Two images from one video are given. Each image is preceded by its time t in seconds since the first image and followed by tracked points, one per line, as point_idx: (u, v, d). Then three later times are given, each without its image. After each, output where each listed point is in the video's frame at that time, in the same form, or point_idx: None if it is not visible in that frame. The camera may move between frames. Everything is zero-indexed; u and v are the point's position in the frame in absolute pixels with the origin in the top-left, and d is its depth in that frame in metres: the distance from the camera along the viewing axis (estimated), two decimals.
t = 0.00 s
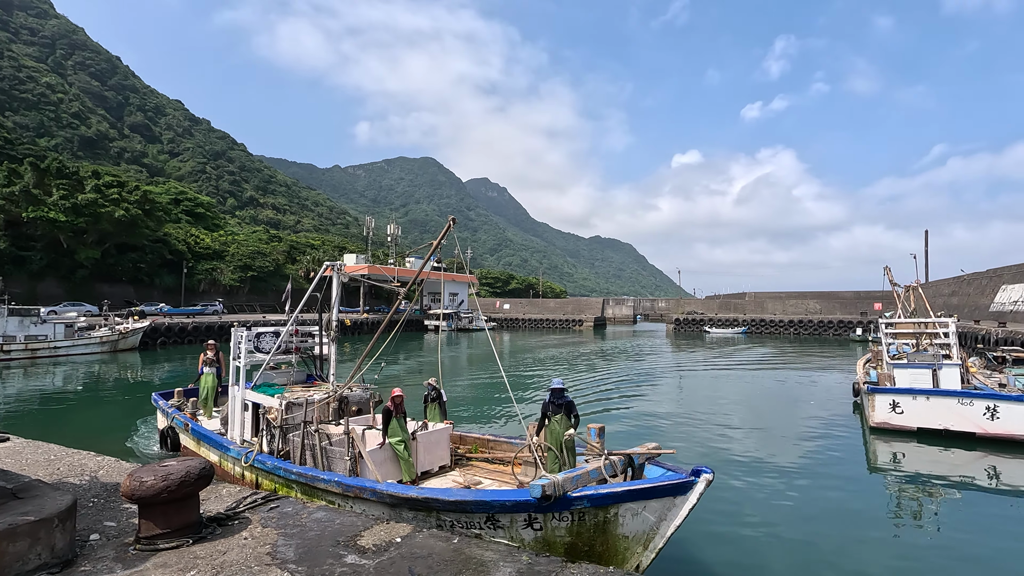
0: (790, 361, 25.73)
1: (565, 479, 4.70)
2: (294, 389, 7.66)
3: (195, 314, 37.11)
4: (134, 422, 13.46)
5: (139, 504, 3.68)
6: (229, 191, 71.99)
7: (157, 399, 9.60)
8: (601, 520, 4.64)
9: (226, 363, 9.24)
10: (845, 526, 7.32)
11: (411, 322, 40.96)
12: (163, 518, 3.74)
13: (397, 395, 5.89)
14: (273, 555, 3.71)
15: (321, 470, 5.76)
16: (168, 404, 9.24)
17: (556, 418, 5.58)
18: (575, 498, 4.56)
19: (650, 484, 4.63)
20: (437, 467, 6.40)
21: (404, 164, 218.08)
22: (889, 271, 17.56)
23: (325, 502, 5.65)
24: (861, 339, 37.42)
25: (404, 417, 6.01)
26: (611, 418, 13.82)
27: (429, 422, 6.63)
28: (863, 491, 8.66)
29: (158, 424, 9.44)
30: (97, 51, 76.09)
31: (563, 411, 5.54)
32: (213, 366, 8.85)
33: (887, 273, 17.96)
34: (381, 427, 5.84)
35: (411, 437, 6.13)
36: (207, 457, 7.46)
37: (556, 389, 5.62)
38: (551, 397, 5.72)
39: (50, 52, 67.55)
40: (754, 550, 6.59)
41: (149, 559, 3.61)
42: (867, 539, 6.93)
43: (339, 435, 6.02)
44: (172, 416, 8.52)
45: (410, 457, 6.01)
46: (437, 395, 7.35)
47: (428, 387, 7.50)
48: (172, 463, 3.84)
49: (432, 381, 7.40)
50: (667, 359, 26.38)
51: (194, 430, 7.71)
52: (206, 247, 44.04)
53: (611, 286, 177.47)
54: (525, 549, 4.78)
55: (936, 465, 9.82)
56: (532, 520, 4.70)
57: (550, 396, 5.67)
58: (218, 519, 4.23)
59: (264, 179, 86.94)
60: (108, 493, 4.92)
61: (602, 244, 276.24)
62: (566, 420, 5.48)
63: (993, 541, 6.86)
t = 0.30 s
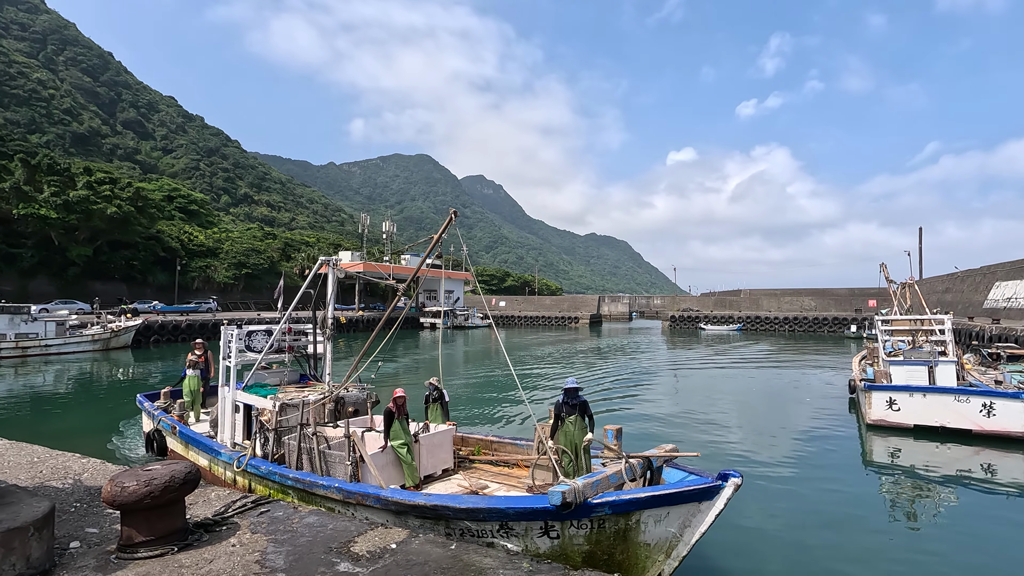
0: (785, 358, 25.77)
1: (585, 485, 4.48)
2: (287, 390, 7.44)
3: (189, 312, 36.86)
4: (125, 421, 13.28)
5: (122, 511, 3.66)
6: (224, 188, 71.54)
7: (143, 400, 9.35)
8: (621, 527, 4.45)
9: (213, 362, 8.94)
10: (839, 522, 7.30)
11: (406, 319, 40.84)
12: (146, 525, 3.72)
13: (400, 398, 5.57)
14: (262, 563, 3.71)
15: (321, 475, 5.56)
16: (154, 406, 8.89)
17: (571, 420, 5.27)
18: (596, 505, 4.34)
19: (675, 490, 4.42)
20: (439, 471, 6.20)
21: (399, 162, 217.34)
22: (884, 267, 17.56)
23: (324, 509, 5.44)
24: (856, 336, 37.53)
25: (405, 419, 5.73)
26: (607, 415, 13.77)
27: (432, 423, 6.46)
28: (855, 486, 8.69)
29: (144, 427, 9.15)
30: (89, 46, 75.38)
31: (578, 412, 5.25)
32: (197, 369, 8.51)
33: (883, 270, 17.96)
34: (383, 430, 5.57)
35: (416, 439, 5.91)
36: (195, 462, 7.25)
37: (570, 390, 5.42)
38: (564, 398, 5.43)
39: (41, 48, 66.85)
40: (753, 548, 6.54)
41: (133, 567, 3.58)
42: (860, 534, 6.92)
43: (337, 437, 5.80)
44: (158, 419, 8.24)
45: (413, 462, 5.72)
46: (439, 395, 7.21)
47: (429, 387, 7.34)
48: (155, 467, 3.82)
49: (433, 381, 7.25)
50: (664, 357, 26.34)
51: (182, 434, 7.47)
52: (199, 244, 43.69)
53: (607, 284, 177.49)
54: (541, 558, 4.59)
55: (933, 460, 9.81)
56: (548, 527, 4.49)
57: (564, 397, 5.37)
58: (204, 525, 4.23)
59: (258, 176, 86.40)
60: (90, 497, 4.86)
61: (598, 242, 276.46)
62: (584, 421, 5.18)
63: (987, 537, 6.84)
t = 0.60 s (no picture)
0: (782, 354, 25.75)
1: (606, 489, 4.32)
2: (280, 388, 7.29)
3: (184, 307, 36.63)
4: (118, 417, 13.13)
5: (103, 514, 3.63)
6: (219, 183, 71.08)
7: (127, 399, 9.15)
8: (643, 534, 4.27)
9: (201, 360, 8.76)
10: (836, 518, 7.27)
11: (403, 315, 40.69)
12: (128, 529, 3.69)
13: (403, 396, 5.46)
14: (249, 568, 3.69)
15: (319, 480, 5.43)
16: (141, 405, 8.70)
17: (587, 420, 5.16)
18: (619, 512, 4.18)
19: (703, 495, 4.28)
20: (444, 473, 6.11)
21: (396, 157, 216.56)
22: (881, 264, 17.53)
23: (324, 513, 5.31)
24: (852, 333, 37.59)
25: (407, 418, 5.56)
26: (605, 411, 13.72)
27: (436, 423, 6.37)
28: (851, 482, 8.67)
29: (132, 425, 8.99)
30: (83, 39, 74.65)
31: (596, 411, 5.12)
32: (181, 368, 8.31)
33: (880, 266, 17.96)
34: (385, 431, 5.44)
35: (417, 441, 5.77)
36: (185, 464, 7.12)
37: (586, 388, 5.22)
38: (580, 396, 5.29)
39: (33, 41, 66.17)
40: (750, 543, 6.50)
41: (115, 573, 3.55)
42: (857, 530, 6.89)
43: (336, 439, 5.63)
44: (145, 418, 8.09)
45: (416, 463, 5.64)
46: (442, 393, 7.12)
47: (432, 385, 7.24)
48: (138, 469, 3.79)
49: (436, 379, 7.16)
50: (661, 353, 26.27)
51: (170, 435, 7.33)
52: (195, 239, 43.36)
53: (603, 279, 177.56)
54: (558, 568, 4.42)
55: (930, 457, 9.77)
56: (566, 535, 4.32)
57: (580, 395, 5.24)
58: (191, 528, 4.19)
59: (254, 171, 85.87)
60: (73, 498, 4.81)
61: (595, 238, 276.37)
62: (601, 422, 5.07)
63: (984, 533, 6.82)
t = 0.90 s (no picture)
0: (778, 350, 25.76)
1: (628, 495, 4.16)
2: (270, 386, 7.11)
3: (179, 302, 36.45)
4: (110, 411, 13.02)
5: (66, 517, 3.72)
6: (215, 177, 70.56)
7: (109, 395, 9.00)
8: (663, 540, 4.17)
9: (187, 356, 8.55)
10: (829, 513, 7.23)
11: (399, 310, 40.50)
12: (92, 533, 3.81)
13: (402, 395, 5.31)
14: (220, 571, 3.89)
15: (316, 482, 5.25)
16: (124, 402, 8.53)
17: (602, 420, 4.97)
18: (641, 518, 4.04)
19: (730, 500, 4.19)
20: (445, 474, 5.97)
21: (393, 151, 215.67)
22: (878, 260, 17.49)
23: (319, 517, 5.14)
24: (848, 328, 37.66)
25: (407, 418, 5.36)
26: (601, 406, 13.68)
27: (434, 422, 6.22)
28: (843, 476, 8.66)
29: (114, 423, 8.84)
30: (76, 31, 73.80)
31: (614, 411, 4.92)
32: (167, 365, 8.14)
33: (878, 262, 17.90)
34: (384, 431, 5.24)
35: (418, 442, 5.58)
36: (170, 464, 6.98)
37: (605, 386, 5.04)
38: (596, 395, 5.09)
39: (26, 33, 65.38)
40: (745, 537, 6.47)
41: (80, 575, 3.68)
42: (851, 525, 6.87)
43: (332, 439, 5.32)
44: (129, 416, 7.95)
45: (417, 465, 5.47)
46: (442, 391, 6.97)
47: (431, 382, 7.08)
48: (101, 470, 3.86)
49: (435, 376, 7.02)
50: (657, 348, 26.24)
51: (155, 434, 7.21)
52: (189, 233, 43.05)
53: (600, 274, 177.58)
54: None
55: (925, 452, 9.74)
56: (582, 543, 4.15)
57: (598, 394, 5.05)
58: (160, 531, 4.37)
59: (250, 165, 85.28)
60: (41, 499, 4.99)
61: (592, 233, 276.35)
62: (619, 422, 4.87)
63: (979, 528, 6.79)
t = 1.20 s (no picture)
0: (776, 345, 25.73)
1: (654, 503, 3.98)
2: (264, 383, 7.01)
3: (176, 297, 36.30)
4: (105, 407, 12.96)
5: (34, 519, 3.65)
6: (212, 171, 70.20)
7: (94, 393, 8.89)
8: (690, 550, 4.00)
9: (177, 352, 8.46)
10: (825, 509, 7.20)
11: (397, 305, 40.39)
12: (62, 536, 3.74)
13: (407, 393, 5.18)
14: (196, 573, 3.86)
15: (314, 484, 5.11)
16: (111, 400, 8.44)
17: (623, 420, 4.83)
18: (668, 527, 3.87)
19: (763, 507, 4.00)
20: (449, 476, 5.89)
21: (391, 146, 214.94)
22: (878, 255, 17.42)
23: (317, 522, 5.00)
24: (846, 324, 37.65)
25: (412, 419, 5.27)
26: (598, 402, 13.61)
27: (438, 422, 6.12)
28: (838, 471, 8.65)
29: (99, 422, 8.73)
30: (72, 24, 73.18)
31: (635, 411, 4.80)
32: (156, 362, 8.03)
33: (877, 257, 17.83)
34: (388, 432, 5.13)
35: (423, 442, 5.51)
36: (159, 465, 6.90)
37: (630, 386, 4.82)
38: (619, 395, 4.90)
39: (21, 26, 64.80)
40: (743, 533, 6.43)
41: None
42: (849, 521, 6.83)
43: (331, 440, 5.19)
44: (116, 415, 7.84)
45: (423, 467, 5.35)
46: (445, 389, 6.89)
47: (435, 380, 6.99)
48: (74, 471, 3.78)
49: (440, 373, 6.95)
50: (655, 343, 26.21)
51: (142, 434, 7.11)
52: (187, 227, 42.82)
53: (598, 270, 177.46)
54: None
55: (924, 448, 9.69)
56: (603, 553, 3.97)
57: (621, 394, 4.87)
58: (136, 534, 4.32)
59: (248, 159, 84.88)
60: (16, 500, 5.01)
61: (591, 228, 276.12)
62: (639, 423, 4.75)
63: (977, 524, 6.75)
